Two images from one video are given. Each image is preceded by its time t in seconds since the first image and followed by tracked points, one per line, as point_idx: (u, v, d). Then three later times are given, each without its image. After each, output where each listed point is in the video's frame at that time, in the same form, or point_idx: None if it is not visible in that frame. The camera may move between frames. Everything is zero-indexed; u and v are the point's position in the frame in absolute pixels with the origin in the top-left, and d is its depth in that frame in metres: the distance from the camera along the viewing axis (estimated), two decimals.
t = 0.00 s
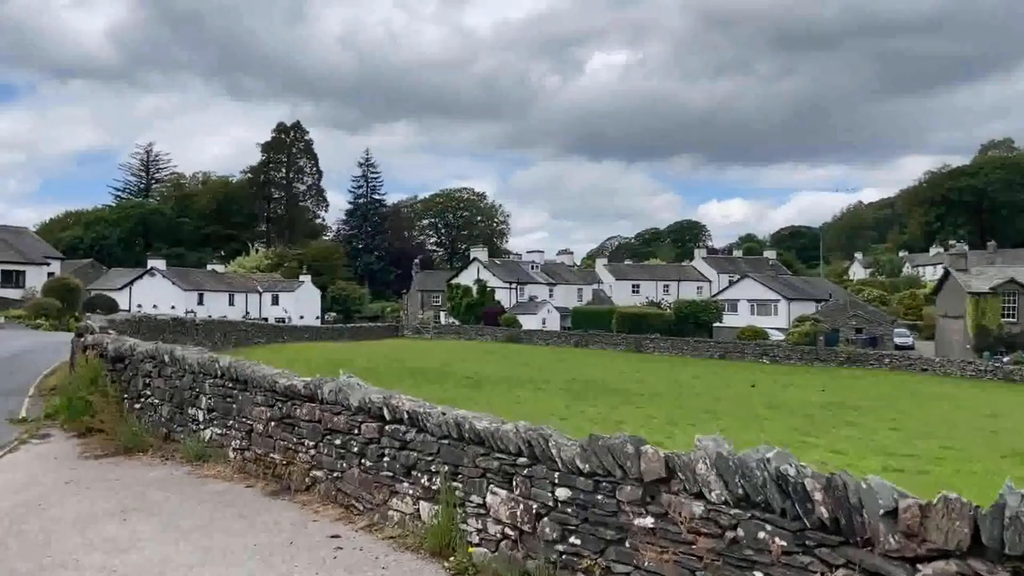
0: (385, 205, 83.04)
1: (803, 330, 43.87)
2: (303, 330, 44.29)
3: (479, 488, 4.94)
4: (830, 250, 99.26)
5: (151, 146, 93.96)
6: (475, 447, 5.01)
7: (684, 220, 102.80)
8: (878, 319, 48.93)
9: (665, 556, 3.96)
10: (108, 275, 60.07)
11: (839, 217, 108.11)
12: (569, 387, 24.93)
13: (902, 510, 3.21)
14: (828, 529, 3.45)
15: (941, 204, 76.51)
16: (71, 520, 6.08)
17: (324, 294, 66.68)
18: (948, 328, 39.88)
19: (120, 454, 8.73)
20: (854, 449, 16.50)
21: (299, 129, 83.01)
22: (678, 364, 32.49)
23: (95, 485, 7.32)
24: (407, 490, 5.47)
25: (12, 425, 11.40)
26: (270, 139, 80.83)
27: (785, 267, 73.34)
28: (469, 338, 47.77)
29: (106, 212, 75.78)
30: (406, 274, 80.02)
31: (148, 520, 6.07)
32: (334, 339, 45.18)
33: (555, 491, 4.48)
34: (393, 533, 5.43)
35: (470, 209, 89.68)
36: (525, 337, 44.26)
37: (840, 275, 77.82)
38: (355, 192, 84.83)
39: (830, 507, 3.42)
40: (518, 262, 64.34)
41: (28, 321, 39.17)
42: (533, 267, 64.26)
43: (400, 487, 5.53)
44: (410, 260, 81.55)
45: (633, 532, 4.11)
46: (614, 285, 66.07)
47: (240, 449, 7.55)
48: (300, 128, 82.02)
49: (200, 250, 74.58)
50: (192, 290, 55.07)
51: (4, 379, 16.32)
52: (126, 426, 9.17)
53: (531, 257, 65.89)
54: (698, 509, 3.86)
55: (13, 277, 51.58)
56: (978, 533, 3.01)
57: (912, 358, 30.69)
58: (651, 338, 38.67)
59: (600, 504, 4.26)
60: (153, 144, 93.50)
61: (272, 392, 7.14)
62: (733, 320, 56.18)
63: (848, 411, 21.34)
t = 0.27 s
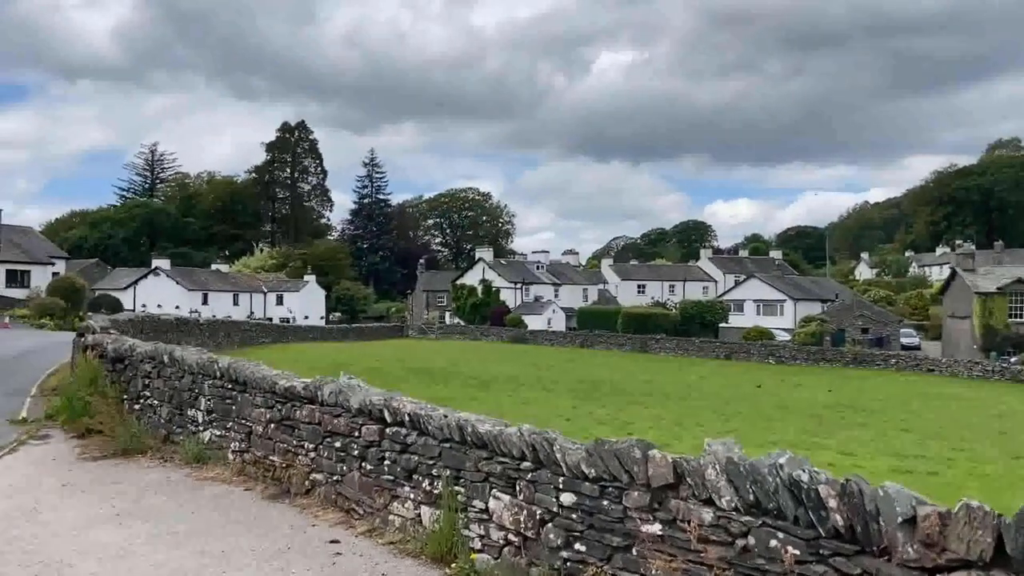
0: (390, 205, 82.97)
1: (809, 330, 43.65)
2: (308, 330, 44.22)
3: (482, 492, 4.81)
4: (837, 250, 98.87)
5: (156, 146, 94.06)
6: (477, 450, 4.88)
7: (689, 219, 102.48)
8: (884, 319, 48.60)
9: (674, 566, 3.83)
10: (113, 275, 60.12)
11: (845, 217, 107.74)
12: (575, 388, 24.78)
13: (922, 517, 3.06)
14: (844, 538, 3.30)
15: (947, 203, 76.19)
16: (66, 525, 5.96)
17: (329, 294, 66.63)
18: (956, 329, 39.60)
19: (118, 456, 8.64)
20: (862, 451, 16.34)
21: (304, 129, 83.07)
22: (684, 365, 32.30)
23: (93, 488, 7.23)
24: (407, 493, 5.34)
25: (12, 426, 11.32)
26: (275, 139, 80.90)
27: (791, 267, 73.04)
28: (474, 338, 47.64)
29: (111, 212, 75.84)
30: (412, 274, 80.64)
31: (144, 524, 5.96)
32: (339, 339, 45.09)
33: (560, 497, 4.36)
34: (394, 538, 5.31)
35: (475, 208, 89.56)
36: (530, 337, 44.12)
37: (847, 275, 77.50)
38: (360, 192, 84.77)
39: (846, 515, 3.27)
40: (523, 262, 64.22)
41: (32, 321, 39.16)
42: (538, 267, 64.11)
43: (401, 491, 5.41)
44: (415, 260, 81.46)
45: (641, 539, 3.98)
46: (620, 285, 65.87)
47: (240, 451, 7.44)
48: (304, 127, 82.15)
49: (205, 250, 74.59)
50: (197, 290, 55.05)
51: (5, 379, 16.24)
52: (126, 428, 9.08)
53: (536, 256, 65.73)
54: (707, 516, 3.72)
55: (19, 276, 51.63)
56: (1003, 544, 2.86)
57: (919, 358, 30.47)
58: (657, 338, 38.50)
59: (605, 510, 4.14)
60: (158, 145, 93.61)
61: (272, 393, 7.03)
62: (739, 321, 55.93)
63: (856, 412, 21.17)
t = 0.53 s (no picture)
0: (395, 204, 82.90)
1: (816, 329, 43.40)
2: (313, 329, 44.13)
3: (482, 494, 4.67)
4: (844, 249, 98.41)
5: (163, 146, 94.19)
6: (477, 452, 4.75)
7: (696, 219, 102.15)
8: (892, 318, 48.24)
9: (680, 572, 3.68)
10: (119, 274, 60.19)
11: (851, 216, 107.33)
12: (580, 387, 24.63)
13: (941, 524, 2.90)
14: (859, 545, 3.14)
15: (954, 202, 75.80)
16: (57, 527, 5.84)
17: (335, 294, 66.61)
18: (964, 327, 39.31)
19: (117, 455, 8.53)
20: (870, 451, 16.17)
21: (310, 129, 82.70)
22: (691, 364, 32.10)
23: (89, 488, 7.11)
24: (406, 495, 5.21)
25: (12, 425, 11.23)
26: (281, 138, 80.78)
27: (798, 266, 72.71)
28: (480, 337, 47.50)
29: (118, 211, 75.94)
30: (418, 272, 81.23)
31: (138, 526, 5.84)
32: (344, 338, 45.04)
33: (562, 500, 4.21)
34: (392, 540, 5.18)
35: (481, 208, 89.45)
36: (535, 336, 43.97)
37: (854, 274, 77.13)
38: (366, 192, 84.73)
39: (861, 520, 3.12)
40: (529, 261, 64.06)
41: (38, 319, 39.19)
42: (543, 266, 63.94)
43: (399, 493, 5.28)
44: (420, 260, 81.39)
45: (645, 544, 3.83)
46: (626, 285, 65.64)
47: (239, 451, 7.31)
48: (310, 127, 81.79)
49: (211, 249, 74.63)
50: (203, 289, 55.05)
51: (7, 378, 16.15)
52: (125, 427, 8.98)
53: (541, 255, 65.53)
54: (715, 520, 3.58)
55: (25, 275, 51.71)
56: None
57: (927, 357, 30.24)
58: (662, 338, 38.30)
59: (608, 514, 3.99)
60: (165, 144, 93.75)
61: (270, 393, 6.90)
62: (745, 320, 55.68)
63: (863, 411, 20.97)
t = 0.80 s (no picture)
0: (403, 204, 82.92)
1: (825, 327, 43.13)
2: (320, 328, 44.14)
3: (479, 500, 4.52)
4: (853, 247, 97.89)
5: (172, 146, 94.53)
6: (474, 456, 4.61)
7: (703, 217, 101.82)
8: (902, 317, 47.82)
9: None
10: (129, 274, 60.36)
11: (861, 213, 106.80)
12: (588, 386, 24.41)
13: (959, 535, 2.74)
14: (871, 558, 2.97)
15: (965, 199, 75.27)
16: (50, 529, 5.72)
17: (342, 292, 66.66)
18: (976, 326, 38.97)
19: (116, 457, 8.41)
20: (881, 451, 15.94)
21: (318, 129, 83.25)
22: (699, 364, 31.90)
23: (84, 491, 6.99)
24: (402, 500, 5.06)
25: (14, 426, 11.13)
26: (290, 138, 81.09)
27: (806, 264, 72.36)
28: (487, 336, 47.43)
29: (127, 212, 76.22)
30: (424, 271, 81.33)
31: (132, 530, 5.71)
32: (351, 337, 45.05)
33: (562, 507, 4.06)
34: (388, 547, 5.03)
35: (488, 206, 89.37)
36: (542, 335, 43.86)
37: (863, 272, 76.68)
38: (373, 191, 84.78)
39: (875, 533, 2.95)
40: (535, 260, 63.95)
41: (47, 319, 39.32)
42: (550, 264, 63.80)
43: (395, 498, 5.13)
44: (427, 258, 81.40)
45: (648, 555, 3.67)
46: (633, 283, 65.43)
47: (237, 453, 7.18)
48: (318, 127, 82.35)
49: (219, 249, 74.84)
50: (211, 288, 55.13)
51: (14, 378, 16.14)
52: (124, 428, 8.86)
53: (548, 254, 65.36)
54: (720, 531, 3.42)
55: (35, 275, 51.90)
56: None
57: (937, 356, 29.97)
58: (670, 337, 38.11)
59: (609, 522, 3.84)
60: (174, 144, 94.07)
61: (267, 394, 6.76)
62: (753, 319, 55.44)
63: (874, 411, 20.71)
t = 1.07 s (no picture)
0: (410, 202, 82.84)
1: (836, 325, 42.82)
2: (328, 326, 44.11)
3: (479, 507, 4.38)
4: (863, 244, 97.26)
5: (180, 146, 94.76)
6: (474, 462, 4.46)
7: (712, 215, 101.35)
8: (914, 314, 47.45)
9: None
10: (137, 273, 60.50)
11: (871, 211, 106.17)
12: (595, 386, 24.23)
13: (981, 551, 2.55)
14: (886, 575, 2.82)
15: (977, 196, 74.65)
16: (44, 536, 5.61)
17: (350, 292, 66.67)
18: (989, 324, 38.56)
19: (116, 459, 8.30)
20: (893, 451, 15.74)
21: (325, 128, 82.39)
22: (707, 362, 31.68)
23: (82, 494, 6.89)
24: (401, 506, 4.93)
25: (17, 427, 11.04)
26: (297, 137, 80.42)
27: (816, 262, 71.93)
28: (494, 334, 47.30)
29: (136, 211, 76.43)
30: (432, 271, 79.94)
31: (127, 536, 5.60)
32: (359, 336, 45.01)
33: (563, 517, 3.91)
34: (386, 555, 4.90)
35: (496, 205, 89.23)
36: (550, 333, 43.69)
37: (874, 270, 76.16)
38: (381, 190, 84.74)
39: (892, 548, 2.78)
40: (542, 258, 63.76)
41: (56, 318, 39.40)
42: (558, 262, 63.54)
43: (394, 504, 4.99)
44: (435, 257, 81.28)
45: (653, 569, 3.52)
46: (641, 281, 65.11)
47: (236, 456, 7.05)
48: (326, 125, 81.39)
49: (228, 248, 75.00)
50: (219, 288, 55.16)
51: (19, 378, 16.09)
52: (125, 430, 8.75)
53: (555, 252, 65.11)
54: (728, 544, 3.27)
55: (44, 274, 52.06)
56: None
57: (950, 354, 29.65)
58: (678, 335, 37.89)
59: (613, 532, 3.69)
60: (182, 144, 94.28)
61: (266, 396, 6.63)
62: (762, 317, 55.12)
63: (886, 410, 20.47)
